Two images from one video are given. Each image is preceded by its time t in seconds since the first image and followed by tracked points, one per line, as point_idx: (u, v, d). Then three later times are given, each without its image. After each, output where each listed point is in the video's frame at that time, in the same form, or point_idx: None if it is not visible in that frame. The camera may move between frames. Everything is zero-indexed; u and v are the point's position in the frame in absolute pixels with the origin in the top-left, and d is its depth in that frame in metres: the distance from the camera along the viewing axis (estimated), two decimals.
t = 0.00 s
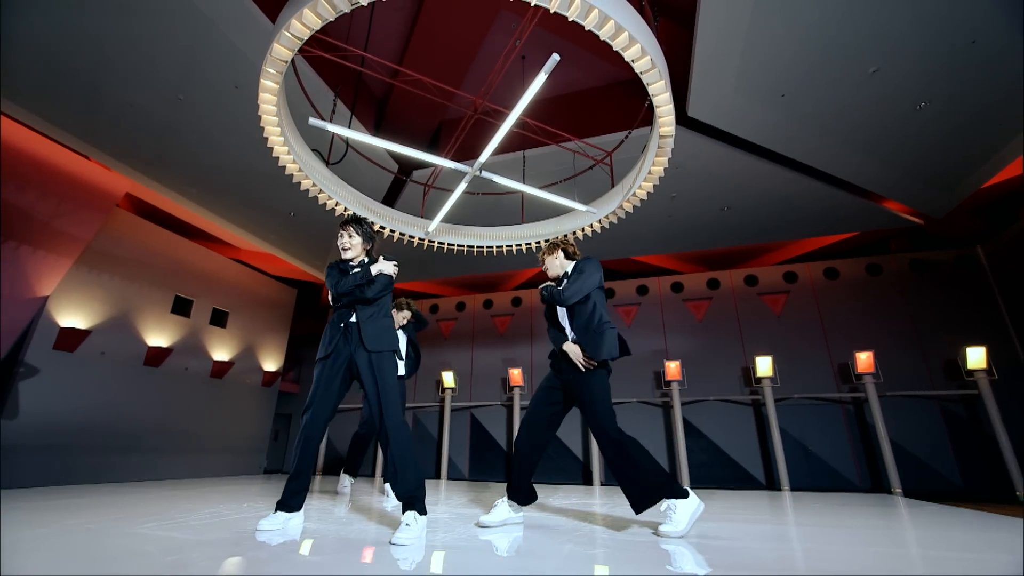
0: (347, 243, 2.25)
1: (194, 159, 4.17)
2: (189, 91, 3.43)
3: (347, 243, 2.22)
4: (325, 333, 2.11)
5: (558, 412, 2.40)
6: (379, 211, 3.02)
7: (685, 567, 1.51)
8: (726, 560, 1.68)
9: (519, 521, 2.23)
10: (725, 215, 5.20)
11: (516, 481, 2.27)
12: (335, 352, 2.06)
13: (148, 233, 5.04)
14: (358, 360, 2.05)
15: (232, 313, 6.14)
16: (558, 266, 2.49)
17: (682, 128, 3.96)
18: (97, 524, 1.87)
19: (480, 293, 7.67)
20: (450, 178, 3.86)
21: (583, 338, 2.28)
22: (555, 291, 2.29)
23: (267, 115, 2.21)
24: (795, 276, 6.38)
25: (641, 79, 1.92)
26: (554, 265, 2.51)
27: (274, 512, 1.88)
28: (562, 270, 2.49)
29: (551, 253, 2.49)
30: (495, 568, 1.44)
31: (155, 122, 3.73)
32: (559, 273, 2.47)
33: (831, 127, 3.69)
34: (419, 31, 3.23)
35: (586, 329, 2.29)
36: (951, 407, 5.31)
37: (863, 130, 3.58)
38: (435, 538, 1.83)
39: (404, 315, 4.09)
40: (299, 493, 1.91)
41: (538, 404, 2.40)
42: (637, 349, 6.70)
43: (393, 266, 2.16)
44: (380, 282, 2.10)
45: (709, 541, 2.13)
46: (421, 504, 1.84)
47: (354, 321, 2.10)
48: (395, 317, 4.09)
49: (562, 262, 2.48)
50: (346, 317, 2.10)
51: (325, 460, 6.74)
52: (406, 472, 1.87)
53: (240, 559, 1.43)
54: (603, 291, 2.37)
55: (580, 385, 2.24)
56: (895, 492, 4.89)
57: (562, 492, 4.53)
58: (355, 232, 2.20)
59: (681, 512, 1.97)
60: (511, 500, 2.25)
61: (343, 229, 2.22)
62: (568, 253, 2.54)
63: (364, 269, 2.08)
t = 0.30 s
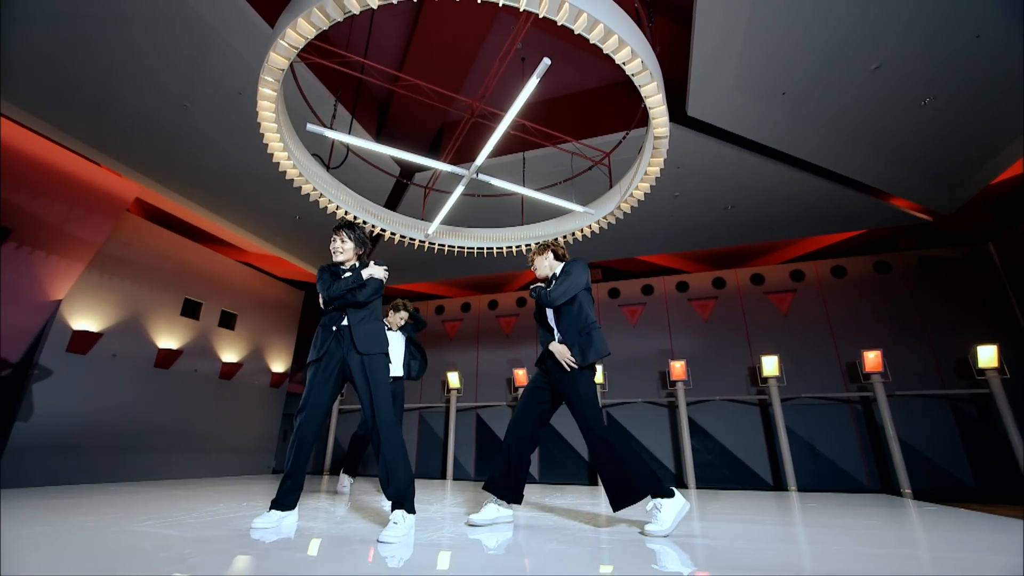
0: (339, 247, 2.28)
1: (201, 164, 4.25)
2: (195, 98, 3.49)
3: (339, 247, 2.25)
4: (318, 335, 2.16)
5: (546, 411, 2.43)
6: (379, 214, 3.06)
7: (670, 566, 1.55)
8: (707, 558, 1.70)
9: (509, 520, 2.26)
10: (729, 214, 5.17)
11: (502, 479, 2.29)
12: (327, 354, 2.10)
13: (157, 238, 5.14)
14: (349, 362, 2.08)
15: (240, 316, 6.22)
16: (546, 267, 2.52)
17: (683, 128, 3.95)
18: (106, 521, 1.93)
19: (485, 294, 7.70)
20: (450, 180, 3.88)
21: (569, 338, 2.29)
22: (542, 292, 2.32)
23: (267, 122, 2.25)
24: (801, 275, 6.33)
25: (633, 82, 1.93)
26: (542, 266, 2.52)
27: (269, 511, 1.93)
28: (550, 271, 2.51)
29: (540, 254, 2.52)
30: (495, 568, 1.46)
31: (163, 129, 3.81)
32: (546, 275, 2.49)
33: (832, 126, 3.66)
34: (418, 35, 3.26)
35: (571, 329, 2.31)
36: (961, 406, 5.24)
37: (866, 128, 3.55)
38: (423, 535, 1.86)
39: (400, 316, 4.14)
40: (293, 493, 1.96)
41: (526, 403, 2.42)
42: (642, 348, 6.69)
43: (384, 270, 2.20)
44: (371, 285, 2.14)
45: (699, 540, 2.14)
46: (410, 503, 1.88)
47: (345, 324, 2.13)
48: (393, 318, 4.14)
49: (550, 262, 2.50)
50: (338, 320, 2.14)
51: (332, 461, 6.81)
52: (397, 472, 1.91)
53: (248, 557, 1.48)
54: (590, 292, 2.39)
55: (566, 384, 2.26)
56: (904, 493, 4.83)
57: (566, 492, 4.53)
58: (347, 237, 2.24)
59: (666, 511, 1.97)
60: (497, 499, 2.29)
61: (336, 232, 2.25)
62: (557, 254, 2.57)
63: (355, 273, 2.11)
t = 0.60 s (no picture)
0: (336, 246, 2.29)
1: (205, 166, 4.29)
2: (198, 101, 3.53)
3: (336, 247, 2.26)
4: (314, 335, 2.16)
5: (543, 410, 2.44)
6: (380, 216, 3.08)
7: (665, 565, 1.55)
8: (702, 558, 1.71)
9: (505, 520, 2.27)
10: (731, 213, 5.16)
11: (500, 480, 2.31)
12: (325, 355, 2.11)
13: (163, 240, 5.19)
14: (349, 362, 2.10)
15: (244, 317, 6.26)
16: (543, 266, 2.52)
17: (684, 128, 3.95)
18: (109, 520, 1.95)
19: (487, 294, 7.71)
20: (451, 181, 3.89)
21: (564, 336, 2.30)
22: (539, 291, 2.33)
23: (267, 125, 2.27)
24: (805, 275, 6.30)
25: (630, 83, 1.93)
26: (540, 265, 2.53)
27: (267, 511, 1.95)
28: (547, 270, 2.52)
29: (537, 253, 2.52)
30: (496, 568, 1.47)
31: (167, 133, 3.84)
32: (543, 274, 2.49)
33: (833, 125, 3.65)
34: (418, 37, 3.27)
35: (567, 328, 2.30)
36: (967, 406, 5.20)
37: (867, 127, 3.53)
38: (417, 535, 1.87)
39: (400, 316, 4.13)
40: (291, 493, 1.98)
41: (523, 404, 2.43)
42: (645, 348, 6.68)
43: (379, 270, 2.19)
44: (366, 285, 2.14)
45: (697, 539, 2.14)
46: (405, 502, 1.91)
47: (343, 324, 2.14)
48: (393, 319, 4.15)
49: (548, 261, 2.50)
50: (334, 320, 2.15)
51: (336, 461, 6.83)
52: (392, 471, 1.93)
53: (253, 556, 1.49)
54: (587, 291, 2.39)
55: (561, 383, 2.28)
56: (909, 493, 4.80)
57: (568, 493, 4.53)
58: (345, 236, 2.25)
59: (661, 511, 1.97)
60: (495, 499, 2.30)
61: (334, 232, 2.26)
62: (555, 254, 2.57)
63: (349, 272, 2.10)
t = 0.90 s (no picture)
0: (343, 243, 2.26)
1: (206, 167, 4.29)
2: (199, 101, 3.53)
3: (343, 243, 2.24)
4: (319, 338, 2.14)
5: (542, 410, 2.43)
6: (381, 216, 3.08)
7: (670, 565, 1.55)
8: (705, 558, 1.71)
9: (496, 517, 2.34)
10: (732, 213, 5.16)
11: (500, 479, 2.33)
12: (338, 358, 2.09)
13: (164, 240, 5.20)
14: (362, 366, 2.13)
15: (245, 317, 6.26)
16: (545, 269, 2.51)
17: (684, 128, 3.95)
18: (110, 521, 1.94)
19: (488, 295, 7.71)
20: (452, 181, 3.88)
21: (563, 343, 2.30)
22: (539, 298, 2.33)
23: (267, 125, 2.26)
24: (806, 275, 6.29)
25: (630, 84, 1.93)
26: (542, 267, 2.52)
27: (268, 511, 1.94)
28: (549, 271, 2.51)
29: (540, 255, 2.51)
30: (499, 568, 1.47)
31: (168, 133, 3.85)
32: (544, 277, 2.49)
33: (834, 125, 3.64)
34: (418, 37, 3.28)
35: (564, 335, 2.31)
36: (969, 406, 5.19)
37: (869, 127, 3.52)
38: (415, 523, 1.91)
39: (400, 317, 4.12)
40: (295, 493, 1.97)
41: (521, 404, 2.42)
42: (645, 348, 6.68)
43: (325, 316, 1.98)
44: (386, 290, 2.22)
45: (698, 539, 2.14)
46: (405, 494, 1.96)
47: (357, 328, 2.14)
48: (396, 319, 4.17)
49: (550, 262, 2.50)
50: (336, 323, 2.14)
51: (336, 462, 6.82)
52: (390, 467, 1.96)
53: (255, 556, 1.49)
54: (587, 298, 2.40)
55: (563, 386, 2.28)
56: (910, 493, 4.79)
57: (569, 493, 4.52)
58: (352, 232, 2.22)
59: (667, 512, 1.98)
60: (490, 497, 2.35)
61: (341, 228, 2.23)
62: (557, 255, 2.57)
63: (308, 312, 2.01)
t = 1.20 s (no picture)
0: (429, 240, 2.26)
1: (207, 166, 4.28)
2: (200, 100, 3.52)
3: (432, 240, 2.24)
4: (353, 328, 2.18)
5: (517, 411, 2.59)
6: (382, 214, 3.08)
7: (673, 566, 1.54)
8: (706, 558, 1.70)
9: (486, 515, 2.45)
10: (733, 213, 5.16)
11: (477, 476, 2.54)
12: (369, 351, 2.11)
13: (164, 239, 5.18)
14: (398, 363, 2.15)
15: (244, 316, 6.24)
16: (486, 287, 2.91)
17: (686, 128, 3.94)
18: (113, 521, 1.93)
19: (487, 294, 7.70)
20: (453, 180, 3.87)
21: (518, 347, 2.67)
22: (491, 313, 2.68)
23: (270, 124, 2.25)
24: (806, 274, 6.30)
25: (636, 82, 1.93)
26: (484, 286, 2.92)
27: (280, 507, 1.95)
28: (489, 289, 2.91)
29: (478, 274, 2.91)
30: (501, 568, 1.46)
31: (168, 132, 3.83)
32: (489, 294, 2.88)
33: (835, 125, 3.64)
34: (421, 36, 3.26)
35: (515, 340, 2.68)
36: (969, 406, 5.19)
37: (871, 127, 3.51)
38: (441, 542, 1.76)
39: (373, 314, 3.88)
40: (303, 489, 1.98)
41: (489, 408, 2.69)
42: (646, 348, 6.68)
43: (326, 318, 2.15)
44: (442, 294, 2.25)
45: (702, 539, 2.13)
46: (426, 510, 1.79)
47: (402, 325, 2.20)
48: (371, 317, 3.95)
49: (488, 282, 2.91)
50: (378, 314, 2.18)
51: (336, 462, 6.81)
52: (416, 470, 1.87)
53: (254, 556, 1.48)
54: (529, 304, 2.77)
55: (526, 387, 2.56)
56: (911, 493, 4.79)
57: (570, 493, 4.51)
58: (443, 230, 2.21)
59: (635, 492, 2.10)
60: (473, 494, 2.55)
61: (431, 223, 2.23)
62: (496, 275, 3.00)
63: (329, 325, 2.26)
